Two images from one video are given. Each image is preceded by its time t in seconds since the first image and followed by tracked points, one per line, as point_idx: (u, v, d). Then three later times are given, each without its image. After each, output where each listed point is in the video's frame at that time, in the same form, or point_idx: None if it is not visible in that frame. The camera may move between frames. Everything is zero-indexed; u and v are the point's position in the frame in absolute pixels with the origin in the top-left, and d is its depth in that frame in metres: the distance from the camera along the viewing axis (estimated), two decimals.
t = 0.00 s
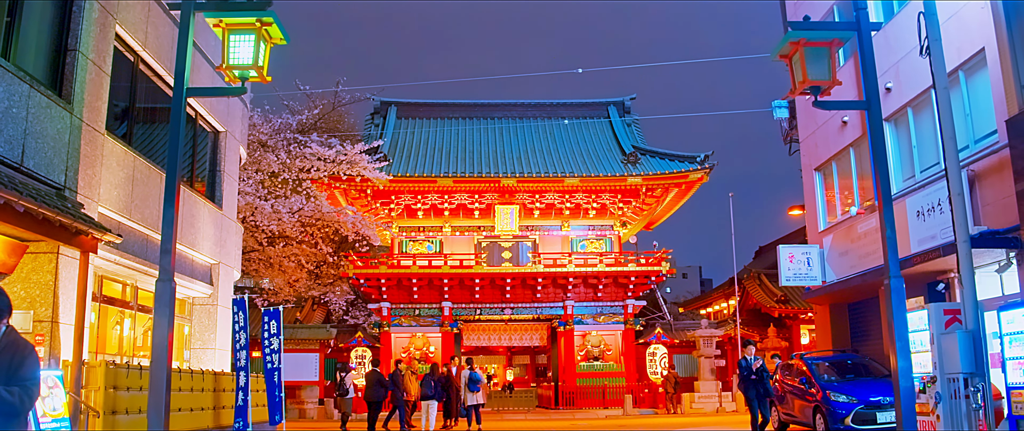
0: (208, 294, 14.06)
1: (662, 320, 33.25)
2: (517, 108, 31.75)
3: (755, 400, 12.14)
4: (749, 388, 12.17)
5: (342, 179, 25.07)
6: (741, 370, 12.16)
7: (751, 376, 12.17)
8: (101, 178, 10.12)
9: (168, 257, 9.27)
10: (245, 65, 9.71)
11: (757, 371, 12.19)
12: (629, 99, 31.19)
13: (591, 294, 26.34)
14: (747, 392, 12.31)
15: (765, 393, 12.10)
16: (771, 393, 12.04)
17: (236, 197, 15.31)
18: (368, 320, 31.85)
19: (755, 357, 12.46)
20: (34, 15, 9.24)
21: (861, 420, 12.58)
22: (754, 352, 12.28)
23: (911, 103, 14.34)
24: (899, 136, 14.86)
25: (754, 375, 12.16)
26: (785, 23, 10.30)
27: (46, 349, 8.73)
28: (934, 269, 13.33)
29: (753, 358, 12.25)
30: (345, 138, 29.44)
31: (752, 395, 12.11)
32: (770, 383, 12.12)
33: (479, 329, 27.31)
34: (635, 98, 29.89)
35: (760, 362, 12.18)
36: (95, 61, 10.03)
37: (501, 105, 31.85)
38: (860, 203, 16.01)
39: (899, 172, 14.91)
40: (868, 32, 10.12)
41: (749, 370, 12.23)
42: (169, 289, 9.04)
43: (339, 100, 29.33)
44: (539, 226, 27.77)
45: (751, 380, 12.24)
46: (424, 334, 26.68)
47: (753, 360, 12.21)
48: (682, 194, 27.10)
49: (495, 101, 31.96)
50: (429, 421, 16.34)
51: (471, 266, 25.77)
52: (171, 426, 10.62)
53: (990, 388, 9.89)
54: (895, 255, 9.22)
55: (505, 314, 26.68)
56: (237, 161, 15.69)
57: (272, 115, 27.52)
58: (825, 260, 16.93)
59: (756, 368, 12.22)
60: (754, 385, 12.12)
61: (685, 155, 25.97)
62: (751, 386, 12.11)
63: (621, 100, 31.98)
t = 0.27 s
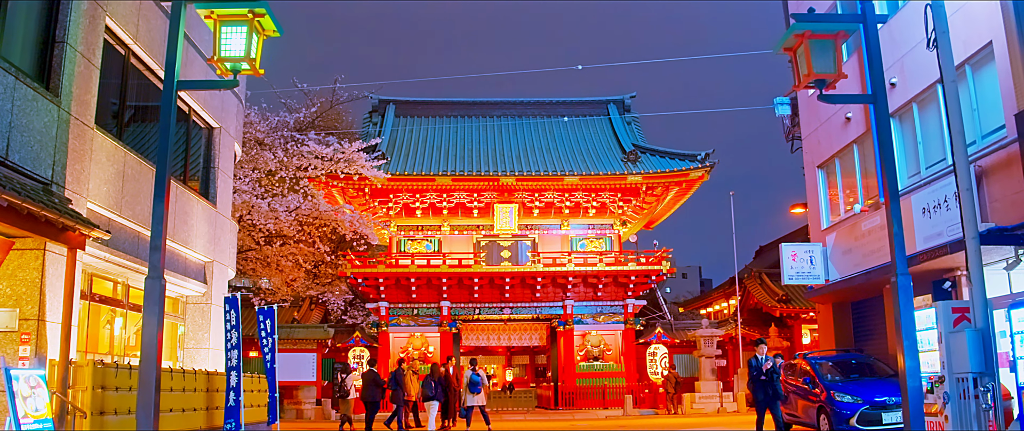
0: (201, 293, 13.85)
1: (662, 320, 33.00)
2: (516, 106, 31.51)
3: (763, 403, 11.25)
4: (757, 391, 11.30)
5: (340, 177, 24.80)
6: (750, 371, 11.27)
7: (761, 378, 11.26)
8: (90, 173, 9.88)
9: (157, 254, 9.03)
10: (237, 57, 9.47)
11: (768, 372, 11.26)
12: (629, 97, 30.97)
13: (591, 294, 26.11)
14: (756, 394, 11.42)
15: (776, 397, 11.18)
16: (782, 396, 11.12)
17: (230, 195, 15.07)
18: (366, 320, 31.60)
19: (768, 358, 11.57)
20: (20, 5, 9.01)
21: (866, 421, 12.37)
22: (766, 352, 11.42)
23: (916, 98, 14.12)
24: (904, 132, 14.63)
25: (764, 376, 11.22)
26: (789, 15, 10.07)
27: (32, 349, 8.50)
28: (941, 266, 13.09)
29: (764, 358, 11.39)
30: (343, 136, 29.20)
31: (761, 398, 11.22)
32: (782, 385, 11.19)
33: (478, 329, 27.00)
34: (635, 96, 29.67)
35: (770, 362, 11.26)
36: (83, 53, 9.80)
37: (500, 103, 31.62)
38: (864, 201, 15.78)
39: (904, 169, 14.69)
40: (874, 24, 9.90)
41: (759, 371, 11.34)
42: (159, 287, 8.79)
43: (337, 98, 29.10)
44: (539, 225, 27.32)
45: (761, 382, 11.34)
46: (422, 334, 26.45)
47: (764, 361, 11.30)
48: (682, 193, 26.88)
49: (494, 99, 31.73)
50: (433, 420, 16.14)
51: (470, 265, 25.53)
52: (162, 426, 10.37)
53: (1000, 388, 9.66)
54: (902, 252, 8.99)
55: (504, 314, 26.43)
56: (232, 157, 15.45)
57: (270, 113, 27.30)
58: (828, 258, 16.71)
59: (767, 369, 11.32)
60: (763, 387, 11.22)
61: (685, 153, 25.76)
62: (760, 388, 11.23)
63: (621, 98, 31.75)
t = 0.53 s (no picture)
0: (195, 293, 13.64)
1: (662, 321, 32.78)
2: (516, 105, 31.28)
3: (777, 409, 10.53)
4: (771, 395, 10.59)
5: (337, 177, 24.62)
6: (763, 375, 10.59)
7: (774, 382, 10.54)
8: (78, 171, 9.66)
9: (146, 253, 8.79)
10: (229, 52, 9.25)
11: (781, 375, 10.53)
12: (629, 96, 30.73)
13: (590, 294, 25.91)
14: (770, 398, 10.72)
15: (790, 401, 10.46)
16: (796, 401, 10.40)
17: (225, 194, 14.84)
18: (364, 321, 31.36)
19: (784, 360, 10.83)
20: None
21: (872, 424, 12.15)
22: (781, 354, 10.70)
23: (921, 96, 13.91)
24: (909, 130, 14.42)
25: (778, 381, 10.52)
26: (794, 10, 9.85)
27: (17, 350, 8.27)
28: (947, 267, 12.87)
29: (778, 361, 10.68)
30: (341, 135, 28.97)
31: (774, 403, 10.50)
32: (796, 389, 10.47)
33: (477, 329, 26.93)
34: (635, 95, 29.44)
35: (784, 366, 10.48)
36: (72, 48, 9.58)
37: (499, 102, 31.39)
38: (868, 200, 15.57)
39: (909, 168, 14.47)
40: (881, 19, 9.68)
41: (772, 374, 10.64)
42: (148, 287, 8.58)
43: (335, 97, 28.88)
44: (538, 224, 27.24)
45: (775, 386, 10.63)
46: (420, 334, 26.22)
47: (778, 364, 10.57)
48: (683, 193, 26.65)
49: (493, 98, 31.51)
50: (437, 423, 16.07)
51: (468, 265, 25.30)
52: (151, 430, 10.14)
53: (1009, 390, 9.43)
54: (910, 252, 8.77)
55: (503, 315, 26.19)
56: (227, 156, 15.22)
57: (267, 112, 27.08)
58: (831, 258, 16.48)
59: (781, 372, 10.57)
60: (776, 391, 10.52)
61: (686, 152, 25.54)
62: (773, 393, 10.51)
63: (621, 97, 31.53)
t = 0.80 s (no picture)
0: (191, 292, 13.43)
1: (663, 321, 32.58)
2: (516, 104, 31.08)
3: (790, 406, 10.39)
4: (784, 392, 10.43)
5: (336, 175, 24.49)
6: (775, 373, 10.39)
7: (788, 380, 10.37)
8: (70, 167, 9.46)
9: (139, 250, 8.58)
10: (223, 45, 9.02)
11: (796, 374, 10.32)
12: (630, 95, 30.53)
13: (591, 294, 25.71)
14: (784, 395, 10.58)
15: (805, 400, 10.26)
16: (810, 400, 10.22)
17: (222, 191, 14.62)
18: (363, 321, 31.14)
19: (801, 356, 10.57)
20: None
21: (879, 425, 11.96)
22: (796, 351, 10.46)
23: (928, 92, 13.69)
24: (916, 127, 14.21)
25: (791, 379, 10.33)
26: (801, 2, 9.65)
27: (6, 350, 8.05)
28: (955, 266, 12.66)
29: (793, 358, 10.44)
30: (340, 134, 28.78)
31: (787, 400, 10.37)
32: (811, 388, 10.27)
33: (477, 329, 26.73)
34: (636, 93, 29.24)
35: (798, 365, 10.27)
36: (63, 42, 9.38)
37: (499, 101, 31.19)
38: (873, 199, 15.36)
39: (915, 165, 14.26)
40: (890, 12, 9.47)
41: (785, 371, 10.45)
42: (141, 285, 8.36)
43: (334, 96, 28.68)
44: (539, 224, 27.04)
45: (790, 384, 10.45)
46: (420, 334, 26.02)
47: (792, 362, 10.34)
48: (685, 192, 26.43)
49: (493, 97, 31.31)
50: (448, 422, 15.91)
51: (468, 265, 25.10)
52: None
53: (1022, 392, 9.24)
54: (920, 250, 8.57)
55: (503, 315, 25.97)
56: (223, 153, 15.00)
57: (266, 110, 26.87)
58: (835, 257, 16.28)
59: (796, 370, 10.37)
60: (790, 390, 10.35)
61: (688, 151, 25.34)
62: (787, 391, 10.36)
63: (623, 96, 31.33)
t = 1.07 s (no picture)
0: (187, 292, 13.22)
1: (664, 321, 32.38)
2: (516, 103, 30.86)
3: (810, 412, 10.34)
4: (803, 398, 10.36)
5: (335, 174, 24.22)
6: (796, 379, 10.25)
7: (808, 385, 10.31)
8: (62, 163, 9.24)
9: (132, 249, 8.35)
10: (218, 38, 8.79)
11: (815, 379, 10.29)
12: (631, 94, 30.31)
13: (592, 294, 25.47)
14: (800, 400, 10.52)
15: (826, 405, 10.27)
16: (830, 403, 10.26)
17: (218, 190, 14.40)
18: (362, 321, 30.90)
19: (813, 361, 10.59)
20: None
21: (887, 428, 11.74)
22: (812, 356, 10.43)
23: (936, 89, 13.47)
24: (923, 125, 13.99)
25: (811, 385, 10.27)
26: None
27: None
28: (964, 266, 12.44)
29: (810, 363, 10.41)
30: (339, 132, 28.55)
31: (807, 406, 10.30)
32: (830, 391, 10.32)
33: (477, 329, 26.52)
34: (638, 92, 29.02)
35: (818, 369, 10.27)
36: (55, 35, 9.17)
37: (500, 100, 30.97)
38: (880, 198, 15.14)
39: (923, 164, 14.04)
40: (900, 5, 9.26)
41: (802, 376, 10.37)
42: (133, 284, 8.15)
43: (333, 94, 28.45)
44: (540, 224, 26.80)
45: (807, 389, 10.40)
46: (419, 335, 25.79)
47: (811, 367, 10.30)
48: (687, 191, 26.21)
49: (493, 96, 31.09)
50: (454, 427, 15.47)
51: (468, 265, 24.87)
52: None
53: None
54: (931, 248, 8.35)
55: (503, 315, 25.73)
56: (220, 151, 14.77)
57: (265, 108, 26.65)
58: (841, 257, 16.06)
59: (814, 375, 10.36)
60: (810, 395, 10.30)
61: (690, 150, 25.11)
62: (807, 396, 10.28)
63: (624, 95, 31.11)
